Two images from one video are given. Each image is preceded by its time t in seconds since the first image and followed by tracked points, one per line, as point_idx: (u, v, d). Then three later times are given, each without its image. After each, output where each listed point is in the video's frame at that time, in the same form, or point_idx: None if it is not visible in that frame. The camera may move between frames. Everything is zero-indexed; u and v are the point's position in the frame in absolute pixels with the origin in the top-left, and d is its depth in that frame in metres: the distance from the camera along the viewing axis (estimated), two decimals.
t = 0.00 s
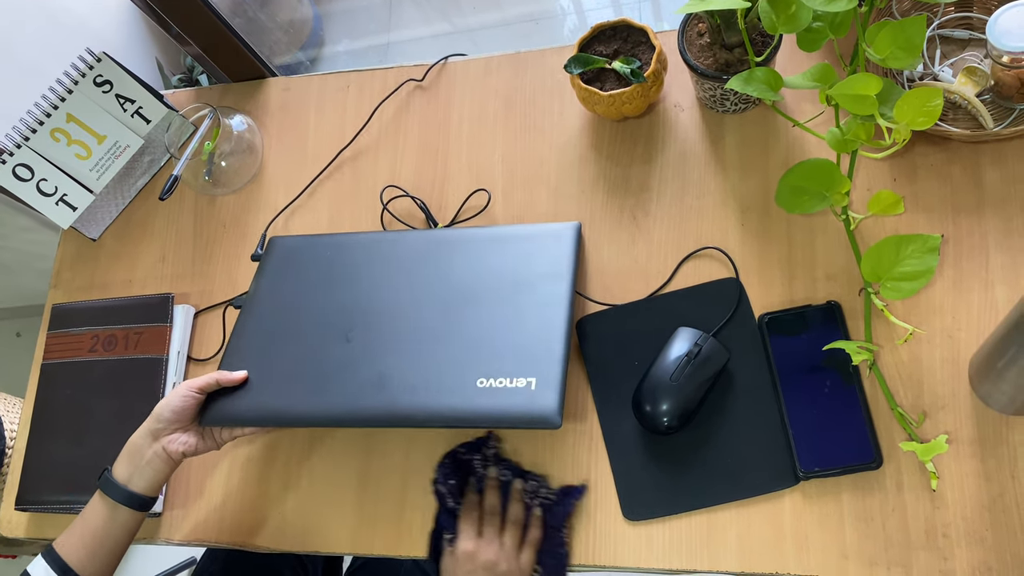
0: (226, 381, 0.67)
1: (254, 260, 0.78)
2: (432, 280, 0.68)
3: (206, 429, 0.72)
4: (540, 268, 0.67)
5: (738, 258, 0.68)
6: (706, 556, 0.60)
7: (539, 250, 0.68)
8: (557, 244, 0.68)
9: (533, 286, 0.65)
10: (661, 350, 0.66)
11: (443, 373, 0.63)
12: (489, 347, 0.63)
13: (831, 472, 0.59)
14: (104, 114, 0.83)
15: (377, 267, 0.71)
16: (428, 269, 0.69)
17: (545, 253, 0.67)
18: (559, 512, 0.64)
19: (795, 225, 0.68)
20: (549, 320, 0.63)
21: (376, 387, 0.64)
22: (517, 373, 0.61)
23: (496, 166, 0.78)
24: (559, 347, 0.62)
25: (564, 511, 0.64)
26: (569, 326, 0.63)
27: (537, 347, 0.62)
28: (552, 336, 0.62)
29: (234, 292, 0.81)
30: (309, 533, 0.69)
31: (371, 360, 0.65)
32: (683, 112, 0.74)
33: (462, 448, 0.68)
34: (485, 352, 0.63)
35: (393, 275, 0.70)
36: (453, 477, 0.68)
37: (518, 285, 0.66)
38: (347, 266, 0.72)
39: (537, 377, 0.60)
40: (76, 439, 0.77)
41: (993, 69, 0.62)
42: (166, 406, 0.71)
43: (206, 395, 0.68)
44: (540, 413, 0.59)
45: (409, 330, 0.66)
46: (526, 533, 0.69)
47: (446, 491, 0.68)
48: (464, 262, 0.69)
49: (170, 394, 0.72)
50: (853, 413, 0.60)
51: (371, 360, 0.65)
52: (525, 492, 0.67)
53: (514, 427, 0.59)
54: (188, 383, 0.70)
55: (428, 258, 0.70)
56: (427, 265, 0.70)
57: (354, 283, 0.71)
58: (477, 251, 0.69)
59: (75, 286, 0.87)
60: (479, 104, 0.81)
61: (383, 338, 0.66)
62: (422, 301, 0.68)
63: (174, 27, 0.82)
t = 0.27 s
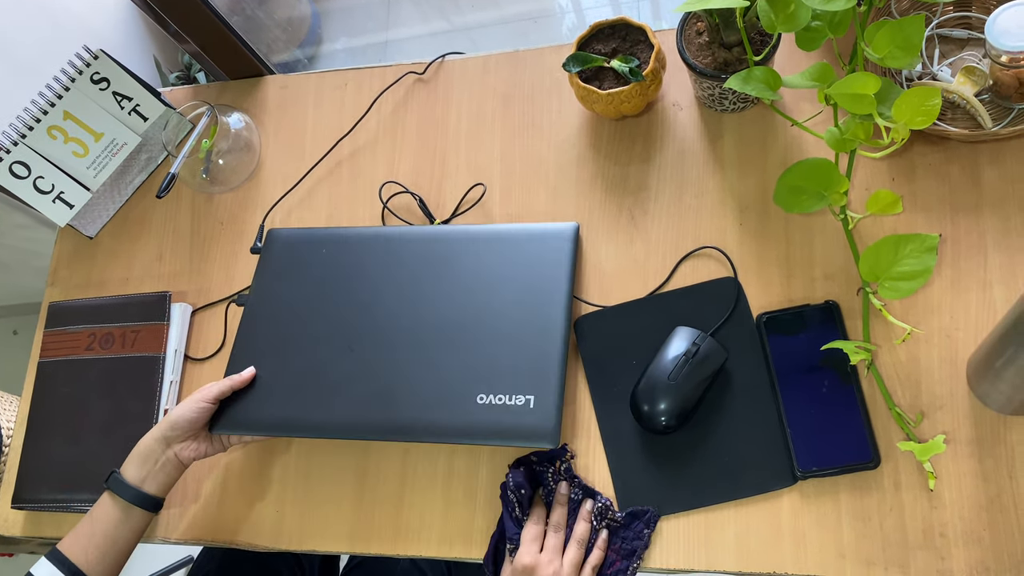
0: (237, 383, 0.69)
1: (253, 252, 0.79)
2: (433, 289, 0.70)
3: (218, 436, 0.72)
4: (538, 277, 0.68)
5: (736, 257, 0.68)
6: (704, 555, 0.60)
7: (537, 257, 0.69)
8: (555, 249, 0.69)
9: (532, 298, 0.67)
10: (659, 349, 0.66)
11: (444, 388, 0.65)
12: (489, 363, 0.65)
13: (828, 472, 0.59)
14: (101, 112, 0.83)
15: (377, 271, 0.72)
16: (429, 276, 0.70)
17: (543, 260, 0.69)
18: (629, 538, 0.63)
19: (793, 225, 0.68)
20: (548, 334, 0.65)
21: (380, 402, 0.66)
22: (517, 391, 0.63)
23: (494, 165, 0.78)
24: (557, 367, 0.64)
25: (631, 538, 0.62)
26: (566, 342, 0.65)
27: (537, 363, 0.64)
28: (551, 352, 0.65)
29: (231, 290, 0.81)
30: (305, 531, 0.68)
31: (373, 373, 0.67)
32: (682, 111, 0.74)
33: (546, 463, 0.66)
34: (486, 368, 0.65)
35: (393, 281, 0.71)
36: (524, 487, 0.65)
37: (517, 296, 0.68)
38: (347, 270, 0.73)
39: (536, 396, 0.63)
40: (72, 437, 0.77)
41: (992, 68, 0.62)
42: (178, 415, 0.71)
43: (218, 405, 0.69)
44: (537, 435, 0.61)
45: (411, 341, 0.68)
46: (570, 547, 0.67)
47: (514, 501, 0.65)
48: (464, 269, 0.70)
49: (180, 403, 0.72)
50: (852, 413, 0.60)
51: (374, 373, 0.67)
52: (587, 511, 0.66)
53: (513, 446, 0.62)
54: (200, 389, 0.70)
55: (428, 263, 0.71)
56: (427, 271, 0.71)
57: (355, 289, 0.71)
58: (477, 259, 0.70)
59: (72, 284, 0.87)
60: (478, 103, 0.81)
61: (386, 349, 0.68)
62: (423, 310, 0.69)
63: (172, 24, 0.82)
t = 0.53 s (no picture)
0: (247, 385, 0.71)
1: (251, 258, 0.79)
2: (434, 297, 0.71)
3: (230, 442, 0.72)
4: (538, 282, 0.69)
5: (734, 256, 0.68)
6: (702, 554, 0.60)
7: (536, 258, 0.70)
8: (554, 250, 0.70)
9: (532, 305, 0.68)
10: (656, 349, 0.66)
11: (450, 399, 0.67)
12: (492, 375, 0.66)
13: (826, 471, 0.59)
14: (99, 110, 0.83)
15: (376, 276, 0.73)
16: (428, 281, 0.71)
17: (542, 261, 0.70)
18: (627, 536, 0.62)
19: (791, 224, 0.68)
20: (549, 343, 0.67)
21: (389, 415, 0.68)
22: (522, 403, 0.65)
23: (493, 163, 0.78)
24: (558, 376, 0.66)
25: (630, 537, 0.62)
26: (567, 352, 0.67)
27: (539, 373, 0.66)
28: (552, 362, 0.66)
29: (229, 288, 0.80)
30: (303, 530, 0.68)
31: (381, 385, 0.69)
32: (680, 110, 0.74)
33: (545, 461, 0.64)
34: (490, 379, 0.66)
35: (395, 289, 0.72)
36: (523, 485, 0.64)
37: (516, 302, 0.68)
38: (349, 276, 0.74)
39: (540, 407, 0.65)
40: (70, 435, 0.77)
41: (990, 67, 0.61)
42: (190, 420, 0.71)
43: (231, 417, 0.71)
44: (542, 446, 0.64)
45: (415, 353, 0.69)
46: (566, 547, 0.64)
47: (513, 501, 0.64)
48: (462, 272, 0.71)
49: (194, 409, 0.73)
50: (849, 412, 0.60)
51: (381, 385, 0.69)
52: (585, 509, 0.64)
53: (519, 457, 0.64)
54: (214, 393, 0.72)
55: (427, 268, 0.72)
56: (428, 275, 0.72)
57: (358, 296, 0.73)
58: (477, 264, 0.71)
59: (69, 282, 0.86)
60: (476, 102, 0.81)
61: (391, 360, 0.69)
62: (426, 318, 0.70)
63: (169, 22, 0.82)
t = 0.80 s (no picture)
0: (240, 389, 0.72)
1: (253, 260, 0.79)
2: (433, 297, 0.71)
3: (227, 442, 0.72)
4: (536, 281, 0.69)
5: (732, 255, 0.68)
6: (700, 552, 0.60)
7: (534, 258, 0.70)
8: (552, 249, 0.70)
9: (531, 305, 0.68)
10: (654, 347, 0.66)
11: (450, 400, 0.67)
12: (492, 376, 0.67)
13: (823, 468, 0.59)
14: (97, 108, 0.83)
15: (376, 277, 0.73)
16: (427, 281, 0.71)
17: (540, 260, 0.70)
18: (620, 537, 0.62)
19: (789, 222, 0.68)
20: (548, 343, 0.67)
21: (390, 417, 0.68)
22: (521, 403, 0.65)
23: (491, 161, 0.78)
24: (557, 376, 0.66)
25: (624, 537, 0.62)
26: (565, 350, 0.67)
27: (538, 373, 0.66)
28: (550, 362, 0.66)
29: (227, 286, 0.80)
30: (300, 528, 0.68)
31: (381, 386, 0.69)
32: (679, 108, 0.74)
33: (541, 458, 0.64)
34: (489, 379, 0.67)
35: (394, 290, 0.72)
36: (518, 483, 0.64)
37: (515, 302, 0.69)
38: (348, 276, 0.74)
39: (539, 407, 0.65)
40: (68, 433, 0.77)
41: (988, 66, 0.61)
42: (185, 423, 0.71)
43: (240, 421, 0.72)
44: (541, 446, 0.64)
45: (415, 355, 0.69)
46: (558, 546, 0.63)
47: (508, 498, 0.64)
48: (461, 272, 0.71)
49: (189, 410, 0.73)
50: (847, 409, 0.60)
51: (382, 386, 0.69)
52: (579, 508, 0.64)
53: (519, 457, 0.64)
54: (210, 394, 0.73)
55: (426, 268, 0.72)
56: (427, 276, 0.72)
57: (357, 296, 0.73)
58: (475, 264, 0.71)
59: (67, 279, 0.86)
60: (475, 100, 0.81)
61: (390, 362, 0.70)
62: (425, 319, 0.70)
63: (168, 20, 0.82)
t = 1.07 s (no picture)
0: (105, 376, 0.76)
1: (252, 259, 0.79)
2: (432, 296, 0.71)
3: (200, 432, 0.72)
4: (536, 280, 0.69)
5: (731, 253, 0.68)
6: (699, 551, 0.60)
7: (533, 256, 0.70)
8: (551, 247, 0.70)
9: (530, 304, 0.68)
10: (653, 346, 0.66)
11: (450, 399, 0.67)
12: (491, 375, 0.67)
13: (823, 467, 0.59)
14: (96, 106, 0.82)
15: (375, 276, 0.73)
16: (426, 281, 0.71)
17: (539, 259, 0.69)
18: (450, 515, 0.65)
19: (789, 221, 0.68)
20: (547, 342, 0.67)
21: (390, 417, 0.68)
22: (521, 402, 0.65)
23: (491, 160, 0.78)
24: (556, 375, 0.66)
25: (454, 515, 0.65)
26: (564, 348, 0.66)
27: (538, 372, 0.66)
28: (550, 360, 0.66)
29: (226, 285, 0.80)
30: (299, 527, 0.68)
31: (381, 385, 0.69)
32: (678, 107, 0.74)
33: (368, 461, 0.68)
34: (489, 378, 0.67)
35: (392, 289, 0.72)
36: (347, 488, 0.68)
37: (514, 301, 0.68)
38: (346, 275, 0.74)
39: (539, 406, 0.65)
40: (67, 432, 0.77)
41: (987, 65, 0.62)
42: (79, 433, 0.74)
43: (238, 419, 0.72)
44: (541, 445, 0.64)
45: (414, 355, 0.69)
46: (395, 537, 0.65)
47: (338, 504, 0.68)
48: (460, 270, 0.71)
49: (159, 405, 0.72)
50: (846, 408, 0.60)
51: (381, 385, 0.69)
52: (410, 498, 0.66)
53: (519, 456, 0.64)
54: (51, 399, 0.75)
55: (425, 266, 0.72)
56: (426, 275, 0.71)
57: (356, 296, 0.73)
58: (474, 263, 0.71)
59: (66, 278, 0.86)
60: (474, 98, 0.81)
61: (389, 361, 0.70)
62: (424, 318, 0.70)
63: (166, 19, 0.81)
